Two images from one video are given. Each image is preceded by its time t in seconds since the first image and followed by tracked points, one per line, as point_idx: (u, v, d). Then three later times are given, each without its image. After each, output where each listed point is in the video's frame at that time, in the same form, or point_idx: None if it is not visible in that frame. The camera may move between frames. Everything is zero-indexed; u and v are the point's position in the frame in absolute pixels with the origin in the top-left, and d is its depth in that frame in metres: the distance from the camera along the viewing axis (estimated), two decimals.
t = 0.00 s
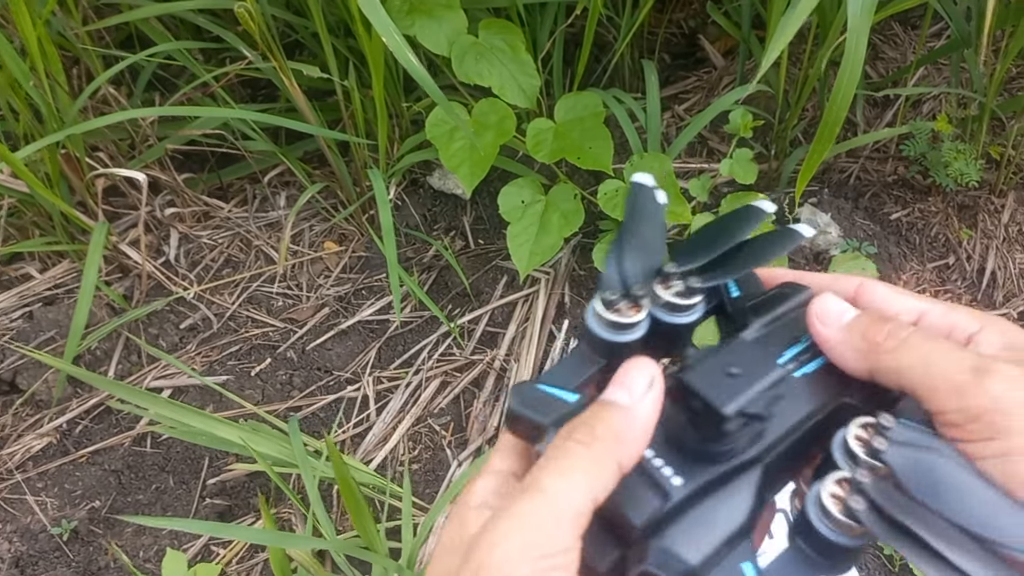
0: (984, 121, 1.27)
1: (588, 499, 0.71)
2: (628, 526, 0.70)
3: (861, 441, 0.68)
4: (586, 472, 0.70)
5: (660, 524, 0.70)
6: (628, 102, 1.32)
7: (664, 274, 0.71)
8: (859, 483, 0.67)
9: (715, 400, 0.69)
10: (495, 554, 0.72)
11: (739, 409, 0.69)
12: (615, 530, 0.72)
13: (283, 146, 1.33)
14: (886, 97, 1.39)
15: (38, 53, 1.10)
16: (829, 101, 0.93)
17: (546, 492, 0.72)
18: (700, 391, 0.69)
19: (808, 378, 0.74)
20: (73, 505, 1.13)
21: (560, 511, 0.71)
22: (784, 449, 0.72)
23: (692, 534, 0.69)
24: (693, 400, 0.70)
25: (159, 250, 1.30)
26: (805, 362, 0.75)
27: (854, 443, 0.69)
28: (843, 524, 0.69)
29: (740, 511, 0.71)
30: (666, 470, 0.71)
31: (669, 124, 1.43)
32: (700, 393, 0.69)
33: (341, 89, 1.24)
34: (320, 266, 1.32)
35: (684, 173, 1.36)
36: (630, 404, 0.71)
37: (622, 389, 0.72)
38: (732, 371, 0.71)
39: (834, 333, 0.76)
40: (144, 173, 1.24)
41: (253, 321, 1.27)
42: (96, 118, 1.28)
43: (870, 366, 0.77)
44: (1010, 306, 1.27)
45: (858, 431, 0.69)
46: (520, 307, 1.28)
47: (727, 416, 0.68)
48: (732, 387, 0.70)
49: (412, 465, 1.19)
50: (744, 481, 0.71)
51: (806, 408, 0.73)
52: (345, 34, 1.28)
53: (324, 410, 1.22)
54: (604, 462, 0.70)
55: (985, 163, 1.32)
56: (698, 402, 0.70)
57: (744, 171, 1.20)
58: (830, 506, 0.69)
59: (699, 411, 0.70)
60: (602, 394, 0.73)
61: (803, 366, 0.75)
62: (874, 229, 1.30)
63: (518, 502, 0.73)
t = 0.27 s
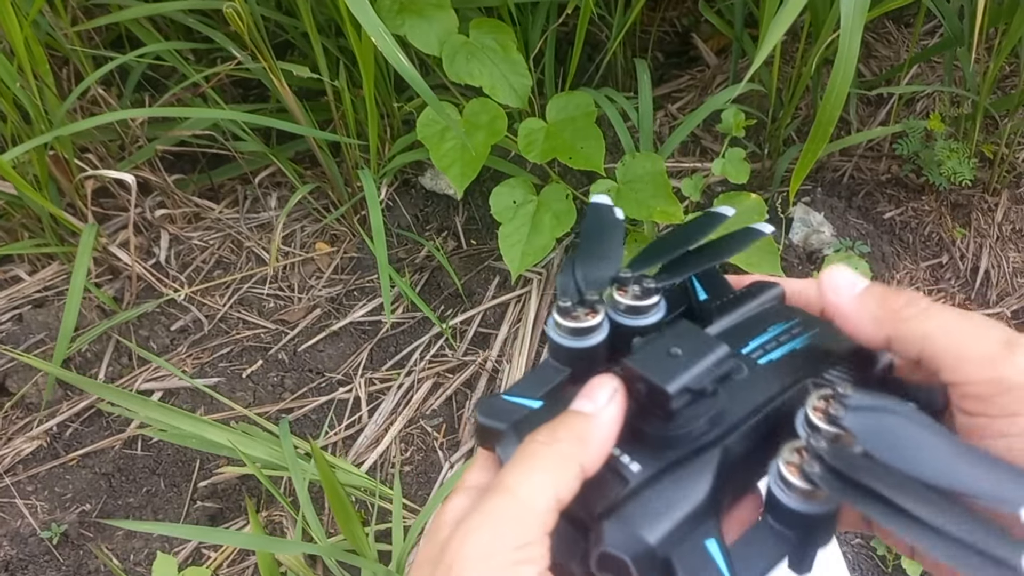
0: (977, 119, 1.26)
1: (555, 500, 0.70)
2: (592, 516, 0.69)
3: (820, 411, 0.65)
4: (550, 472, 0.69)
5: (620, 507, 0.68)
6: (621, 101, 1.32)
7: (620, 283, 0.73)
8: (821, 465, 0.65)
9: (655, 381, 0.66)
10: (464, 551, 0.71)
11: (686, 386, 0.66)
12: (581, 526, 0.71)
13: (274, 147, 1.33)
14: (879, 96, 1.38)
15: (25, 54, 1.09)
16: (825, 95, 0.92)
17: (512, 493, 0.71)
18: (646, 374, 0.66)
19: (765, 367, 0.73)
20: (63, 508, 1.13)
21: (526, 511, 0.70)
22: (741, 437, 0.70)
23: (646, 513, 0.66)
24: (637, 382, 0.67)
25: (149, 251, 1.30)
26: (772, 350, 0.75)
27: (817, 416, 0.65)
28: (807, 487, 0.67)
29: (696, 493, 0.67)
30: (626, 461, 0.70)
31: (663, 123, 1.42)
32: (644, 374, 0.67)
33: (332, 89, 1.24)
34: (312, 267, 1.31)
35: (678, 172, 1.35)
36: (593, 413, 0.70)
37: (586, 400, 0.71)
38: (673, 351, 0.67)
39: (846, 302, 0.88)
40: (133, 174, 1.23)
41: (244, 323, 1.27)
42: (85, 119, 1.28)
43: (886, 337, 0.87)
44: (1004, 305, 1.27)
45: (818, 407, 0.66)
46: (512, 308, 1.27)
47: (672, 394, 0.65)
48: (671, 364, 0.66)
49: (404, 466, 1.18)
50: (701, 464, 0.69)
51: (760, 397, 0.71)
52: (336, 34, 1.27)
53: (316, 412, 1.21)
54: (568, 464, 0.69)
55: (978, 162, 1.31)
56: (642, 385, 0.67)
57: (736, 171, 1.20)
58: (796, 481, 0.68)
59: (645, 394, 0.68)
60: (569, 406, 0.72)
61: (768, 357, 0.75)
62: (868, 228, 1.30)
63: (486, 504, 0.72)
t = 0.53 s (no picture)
0: (971, 117, 1.26)
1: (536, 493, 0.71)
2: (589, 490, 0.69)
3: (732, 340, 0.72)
4: (528, 465, 0.71)
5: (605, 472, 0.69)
6: (615, 100, 1.32)
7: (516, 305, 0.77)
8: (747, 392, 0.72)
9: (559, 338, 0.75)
10: (456, 554, 0.71)
11: (614, 341, 0.72)
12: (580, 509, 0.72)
13: (268, 147, 1.32)
14: (873, 94, 1.38)
15: (17, 55, 1.09)
16: (812, 93, 0.93)
17: (494, 491, 0.71)
18: (575, 346, 0.73)
19: (687, 326, 0.77)
20: (58, 509, 1.13)
21: (512, 505, 0.71)
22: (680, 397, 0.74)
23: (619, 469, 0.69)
24: (574, 354, 0.73)
25: (143, 252, 1.30)
26: (682, 316, 0.77)
27: (729, 379, 0.73)
28: (750, 399, 0.73)
29: (660, 440, 0.71)
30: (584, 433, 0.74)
31: (657, 122, 1.42)
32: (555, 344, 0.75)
33: (325, 89, 1.24)
34: (307, 267, 1.31)
35: (672, 171, 1.35)
36: (557, 407, 0.71)
37: (546, 397, 0.72)
38: (591, 320, 0.74)
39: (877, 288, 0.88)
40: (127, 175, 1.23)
41: (238, 323, 1.26)
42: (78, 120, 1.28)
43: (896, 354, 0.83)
44: (997, 303, 1.27)
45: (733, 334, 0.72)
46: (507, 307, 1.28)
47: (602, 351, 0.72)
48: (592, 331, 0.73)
49: (399, 467, 1.18)
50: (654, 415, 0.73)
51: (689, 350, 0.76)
52: (329, 33, 1.27)
53: (310, 413, 1.21)
54: (544, 459, 0.71)
55: (972, 160, 1.31)
56: (575, 355, 0.73)
57: (730, 170, 1.20)
58: (738, 400, 0.73)
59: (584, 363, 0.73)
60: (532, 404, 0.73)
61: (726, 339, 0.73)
62: (862, 226, 1.30)
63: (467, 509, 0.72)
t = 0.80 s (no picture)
0: (971, 114, 1.26)
1: (468, 492, 0.69)
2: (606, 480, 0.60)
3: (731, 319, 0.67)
4: (458, 465, 0.69)
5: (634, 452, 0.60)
6: (615, 98, 1.32)
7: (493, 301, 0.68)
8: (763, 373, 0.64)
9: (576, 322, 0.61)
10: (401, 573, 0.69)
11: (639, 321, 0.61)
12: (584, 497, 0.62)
13: (269, 145, 1.32)
14: (873, 91, 1.38)
15: (17, 54, 1.09)
16: (812, 92, 0.92)
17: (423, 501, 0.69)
18: (602, 326, 0.60)
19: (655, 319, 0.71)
20: (60, 508, 1.13)
21: (451, 502, 0.69)
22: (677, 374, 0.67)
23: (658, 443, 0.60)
24: (598, 334, 0.60)
25: (144, 251, 1.29)
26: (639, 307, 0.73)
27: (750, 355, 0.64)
28: (765, 376, 0.64)
29: (689, 417, 0.64)
30: (602, 415, 0.61)
31: (657, 120, 1.43)
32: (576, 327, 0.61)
33: (326, 87, 1.24)
34: (308, 266, 1.31)
35: (673, 168, 1.36)
36: (466, 393, 0.68)
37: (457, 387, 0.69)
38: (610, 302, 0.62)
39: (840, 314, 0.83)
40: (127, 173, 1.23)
41: (240, 322, 1.27)
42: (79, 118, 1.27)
43: (836, 388, 0.79)
44: (998, 300, 1.27)
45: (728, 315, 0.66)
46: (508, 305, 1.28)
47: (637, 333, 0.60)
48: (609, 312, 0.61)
49: (401, 465, 1.18)
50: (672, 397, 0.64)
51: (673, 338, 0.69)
52: (329, 32, 1.27)
53: (312, 411, 1.21)
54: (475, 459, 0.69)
55: (972, 157, 1.32)
56: (603, 335, 0.60)
57: (731, 167, 1.20)
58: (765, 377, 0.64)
59: (612, 345, 0.60)
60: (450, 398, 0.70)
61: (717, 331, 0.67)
62: (863, 223, 1.30)
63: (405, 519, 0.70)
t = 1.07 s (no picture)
0: (971, 113, 1.27)
1: (476, 537, 0.69)
2: (692, 405, 0.60)
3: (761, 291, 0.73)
4: (458, 517, 0.70)
5: (713, 375, 0.60)
6: (616, 97, 1.32)
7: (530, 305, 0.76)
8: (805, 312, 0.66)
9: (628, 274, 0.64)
10: None
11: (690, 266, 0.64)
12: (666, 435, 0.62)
13: (270, 145, 1.32)
14: (873, 90, 1.39)
15: (19, 53, 1.09)
16: (823, 82, 0.93)
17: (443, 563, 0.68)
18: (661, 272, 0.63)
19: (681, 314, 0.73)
20: (62, 508, 1.13)
21: (469, 551, 0.68)
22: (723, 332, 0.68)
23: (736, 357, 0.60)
24: (657, 283, 0.63)
25: (145, 250, 1.29)
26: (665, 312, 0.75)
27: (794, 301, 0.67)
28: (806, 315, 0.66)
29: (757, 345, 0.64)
30: (669, 358, 0.62)
31: (657, 119, 1.43)
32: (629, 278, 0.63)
33: (327, 86, 1.24)
34: (309, 265, 1.31)
35: (673, 167, 1.36)
36: (433, 443, 0.72)
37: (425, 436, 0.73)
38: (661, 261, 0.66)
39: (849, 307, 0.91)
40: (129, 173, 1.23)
41: (241, 321, 1.27)
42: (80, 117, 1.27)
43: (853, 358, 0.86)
44: (998, 298, 1.27)
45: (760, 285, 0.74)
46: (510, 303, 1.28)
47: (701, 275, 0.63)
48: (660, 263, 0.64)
49: (403, 463, 1.19)
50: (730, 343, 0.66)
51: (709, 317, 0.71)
52: (330, 31, 1.27)
53: (314, 409, 1.21)
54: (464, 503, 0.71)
55: (973, 155, 1.32)
56: (664, 284, 0.62)
57: (732, 165, 1.20)
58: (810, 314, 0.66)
59: (671, 292, 0.62)
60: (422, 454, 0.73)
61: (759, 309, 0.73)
62: (863, 222, 1.30)
63: None
